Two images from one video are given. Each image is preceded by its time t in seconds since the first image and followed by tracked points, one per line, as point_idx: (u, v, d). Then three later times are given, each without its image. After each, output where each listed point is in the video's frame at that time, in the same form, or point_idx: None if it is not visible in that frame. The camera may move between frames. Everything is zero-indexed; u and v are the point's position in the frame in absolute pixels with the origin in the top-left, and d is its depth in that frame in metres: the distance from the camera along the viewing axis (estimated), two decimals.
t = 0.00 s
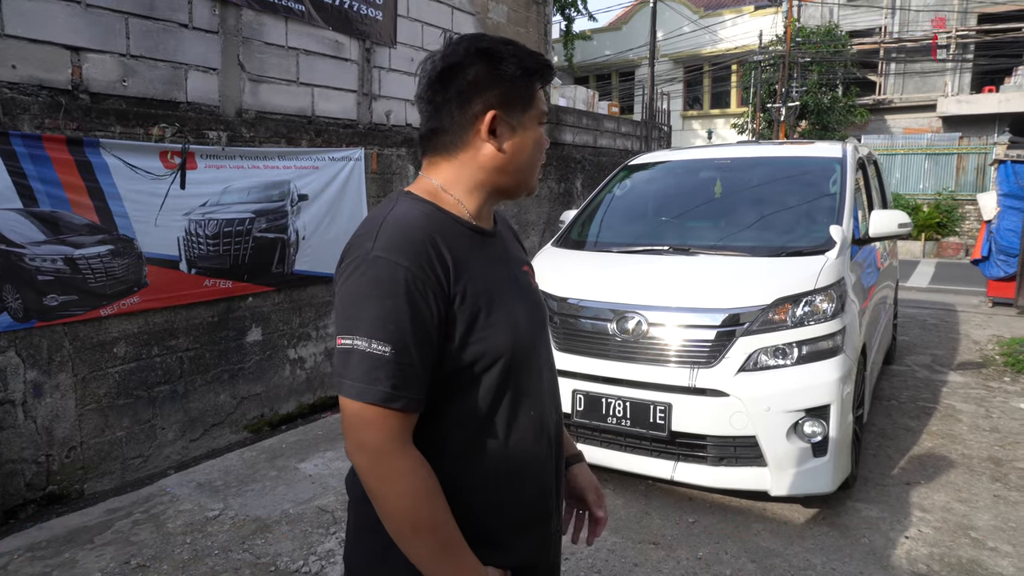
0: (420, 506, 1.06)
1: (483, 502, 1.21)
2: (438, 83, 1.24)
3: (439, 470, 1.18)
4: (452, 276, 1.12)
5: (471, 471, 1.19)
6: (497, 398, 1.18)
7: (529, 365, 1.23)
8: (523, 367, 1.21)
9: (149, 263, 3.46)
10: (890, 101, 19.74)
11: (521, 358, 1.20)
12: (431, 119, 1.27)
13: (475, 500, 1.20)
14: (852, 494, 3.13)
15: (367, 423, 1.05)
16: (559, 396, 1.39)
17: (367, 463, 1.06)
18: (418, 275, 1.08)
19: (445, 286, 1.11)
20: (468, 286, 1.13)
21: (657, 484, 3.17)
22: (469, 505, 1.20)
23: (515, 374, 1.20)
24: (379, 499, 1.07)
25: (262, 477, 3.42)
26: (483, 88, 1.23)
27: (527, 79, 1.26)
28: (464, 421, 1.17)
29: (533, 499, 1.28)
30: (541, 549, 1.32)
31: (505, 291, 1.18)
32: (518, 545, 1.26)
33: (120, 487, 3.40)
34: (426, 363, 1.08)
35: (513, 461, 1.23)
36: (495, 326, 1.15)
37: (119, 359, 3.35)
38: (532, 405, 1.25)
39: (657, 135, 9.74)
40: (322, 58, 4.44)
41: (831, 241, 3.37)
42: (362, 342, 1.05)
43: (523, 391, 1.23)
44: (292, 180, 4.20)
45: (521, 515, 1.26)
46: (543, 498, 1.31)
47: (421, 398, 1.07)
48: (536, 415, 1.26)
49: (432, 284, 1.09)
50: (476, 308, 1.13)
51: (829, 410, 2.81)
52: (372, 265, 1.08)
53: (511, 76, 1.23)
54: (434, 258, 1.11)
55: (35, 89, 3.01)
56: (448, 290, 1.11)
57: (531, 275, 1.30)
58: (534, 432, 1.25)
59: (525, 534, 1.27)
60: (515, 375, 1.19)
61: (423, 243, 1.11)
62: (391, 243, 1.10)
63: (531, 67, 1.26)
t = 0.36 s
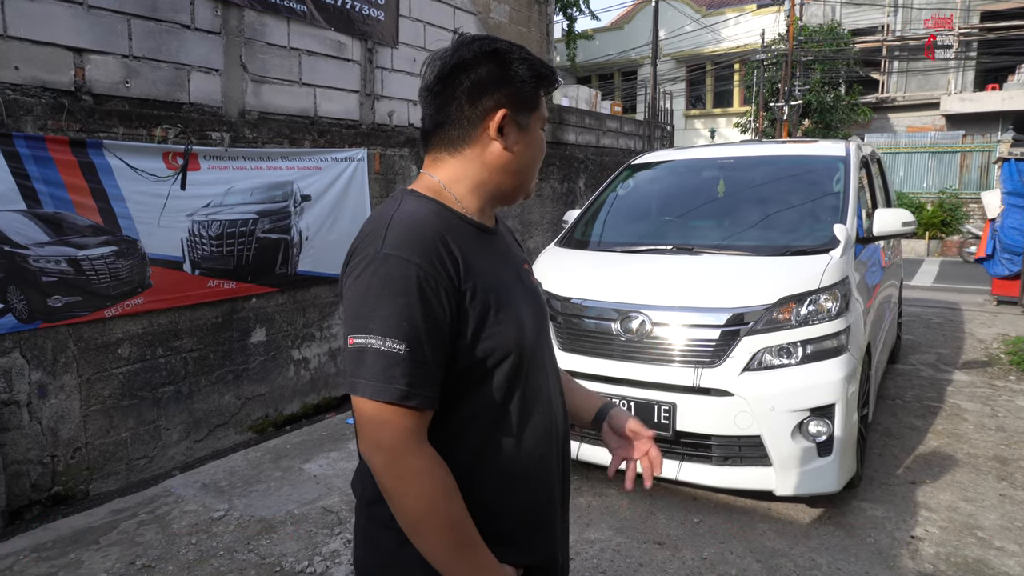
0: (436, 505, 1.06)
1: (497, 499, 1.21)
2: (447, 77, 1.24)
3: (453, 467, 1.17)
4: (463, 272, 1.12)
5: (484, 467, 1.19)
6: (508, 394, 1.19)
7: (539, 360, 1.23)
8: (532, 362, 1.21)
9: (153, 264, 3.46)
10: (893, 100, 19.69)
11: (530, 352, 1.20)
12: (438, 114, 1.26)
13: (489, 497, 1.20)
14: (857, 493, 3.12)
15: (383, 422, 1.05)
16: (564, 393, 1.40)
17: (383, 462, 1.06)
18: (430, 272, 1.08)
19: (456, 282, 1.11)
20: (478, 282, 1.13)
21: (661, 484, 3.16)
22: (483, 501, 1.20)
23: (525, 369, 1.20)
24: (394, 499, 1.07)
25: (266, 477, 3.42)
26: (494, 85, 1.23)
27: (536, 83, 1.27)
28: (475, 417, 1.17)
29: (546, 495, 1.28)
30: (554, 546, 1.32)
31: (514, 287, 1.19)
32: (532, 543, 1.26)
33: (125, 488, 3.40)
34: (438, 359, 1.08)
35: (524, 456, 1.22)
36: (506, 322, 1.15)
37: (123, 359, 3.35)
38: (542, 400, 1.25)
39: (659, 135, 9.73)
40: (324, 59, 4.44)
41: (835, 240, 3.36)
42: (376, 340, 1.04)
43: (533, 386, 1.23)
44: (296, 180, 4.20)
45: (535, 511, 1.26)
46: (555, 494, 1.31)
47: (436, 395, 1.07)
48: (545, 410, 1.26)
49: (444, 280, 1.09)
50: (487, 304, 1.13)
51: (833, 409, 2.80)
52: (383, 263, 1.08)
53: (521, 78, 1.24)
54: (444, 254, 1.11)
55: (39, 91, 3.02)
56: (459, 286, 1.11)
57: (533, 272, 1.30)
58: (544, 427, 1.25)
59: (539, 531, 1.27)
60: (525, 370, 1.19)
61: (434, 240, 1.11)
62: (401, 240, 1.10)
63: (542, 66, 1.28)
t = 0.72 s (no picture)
0: (445, 508, 1.05)
1: (508, 500, 1.21)
2: (455, 77, 1.24)
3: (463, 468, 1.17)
4: (471, 272, 1.12)
5: (495, 468, 1.19)
6: (519, 394, 1.18)
7: (550, 359, 1.22)
8: (543, 361, 1.20)
9: (161, 266, 3.48)
10: (900, 99, 19.59)
11: (542, 352, 1.19)
12: (446, 114, 1.26)
13: (500, 498, 1.20)
14: (867, 494, 3.10)
15: (391, 424, 1.05)
16: (579, 393, 1.38)
17: (391, 464, 1.06)
18: (437, 272, 1.08)
19: (465, 282, 1.11)
20: (487, 282, 1.13)
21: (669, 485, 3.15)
22: (493, 502, 1.20)
23: (537, 369, 1.19)
24: (402, 501, 1.06)
25: (274, 478, 3.43)
26: (502, 85, 1.23)
27: (545, 83, 1.27)
28: (486, 418, 1.17)
29: (559, 495, 1.27)
30: (567, 546, 1.31)
31: (524, 286, 1.18)
32: (543, 544, 1.26)
33: (133, 489, 3.41)
34: (447, 360, 1.08)
35: (536, 456, 1.22)
36: (515, 321, 1.15)
37: (132, 361, 3.37)
38: (554, 401, 1.24)
39: (665, 135, 9.70)
40: (330, 61, 4.46)
41: (843, 240, 3.34)
42: (383, 343, 1.05)
43: (544, 386, 1.22)
44: (302, 182, 4.22)
45: (547, 511, 1.26)
46: (567, 494, 1.30)
47: (445, 396, 1.07)
48: (558, 410, 1.25)
49: (452, 281, 1.09)
50: (496, 304, 1.13)
51: (842, 409, 2.79)
52: (390, 264, 1.08)
53: (530, 77, 1.24)
54: (453, 255, 1.11)
55: (48, 94, 3.04)
56: (468, 286, 1.11)
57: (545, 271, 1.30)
58: (556, 428, 1.25)
59: (551, 531, 1.27)
60: (535, 369, 1.19)
61: (441, 241, 1.11)
62: (408, 241, 1.10)
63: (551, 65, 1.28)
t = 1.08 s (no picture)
0: (447, 511, 1.06)
1: (512, 503, 1.21)
2: (462, 77, 1.24)
3: (466, 470, 1.18)
4: (474, 275, 1.12)
5: (498, 471, 1.19)
6: (522, 397, 1.18)
7: (554, 363, 1.22)
8: (546, 365, 1.20)
9: (164, 266, 3.48)
10: (903, 100, 19.55)
11: (546, 355, 1.19)
12: (453, 115, 1.26)
13: (503, 502, 1.20)
14: (868, 496, 3.10)
15: (392, 427, 1.05)
16: (585, 395, 1.38)
17: (392, 466, 1.06)
18: (440, 276, 1.08)
19: (468, 285, 1.11)
20: (490, 285, 1.13)
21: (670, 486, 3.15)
22: (495, 505, 1.20)
23: (540, 371, 1.19)
24: (403, 504, 1.06)
25: (275, 478, 3.44)
26: (508, 86, 1.23)
27: (552, 84, 1.26)
28: (488, 422, 1.17)
29: (563, 498, 1.27)
30: (569, 550, 1.31)
31: (528, 289, 1.18)
32: (545, 547, 1.26)
33: (135, 488, 3.42)
34: (450, 364, 1.08)
35: (539, 459, 1.22)
36: (518, 325, 1.14)
37: (134, 361, 3.37)
38: (558, 404, 1.23)
39: (667, 136, 9.70)
40: (333, 61, 4.46)
41: (846, 241, 3.33)
42: (383, 346, 1.05)
43: (548, 389, 1.21)
44: (304, 182, 4.22)
45: (551, 515, 1.26)
46: (571, 498, 1.30)
47: (446, 399, 1.07)
48: (562, 413, 1.25)
49: (454, 284, 1.09)
50: (499, 307, 1.13)
51: (844, 411, 2.78)
52: (392, 267, 1.08)
53: (537, 78, 1.24)
54: (455, 258, 1.11)
55: (51, 94, 3.05)
56: (470, 289, 1.11)
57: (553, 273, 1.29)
58: (560, 431, 1.24)
59: (555, 535, 1.27)
60: (539, 373, 1.18)
61: (444, 244, 1.11)
62: (411, 243, 1.10)
63: (559, 64, 1.27)
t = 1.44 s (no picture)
0: (442, 511, 1.06)
1: (507, 504, 1.21)
2: (467, 80, 1.25)
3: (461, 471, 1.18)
4: (470, 278, 1.12)
5: (494, 472, 1.19)
6: (518, 399, 1.18)
7: (550, 365, 1.22)
8: (543, 366, 1.20)
9: (161, 268, 3.49)
10: (902, 99, 19.56)
11: (542, 357, 1.19)
12: (455, 117, 1.27)
13: (498, 502, 1.21)
14: (866, 494, 3.10)
15: (386, 427, 1.05)
16: (582, 395, 1.38)
17: (386, 466, 1.06)
18: (435, 278, 1.08)
19: (463, 288, 1.11)
20: (486, 287, 1.13)
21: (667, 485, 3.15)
22: (491, 504, 1.20)
23: (536, 372, 1.19)
24: (398, 503, 1.07)
25: (274, 480, 3.44)
26: (510, 90, 1.23)
27: (557, 92, 1.26)
28: (484, 423, 1.17)
29: (559, 500, 1.27)
30: (565, 548, 1.31)
31: (524, 291, 1.18)
32: (541, 546, 1.26)
33: (134, 490, 3.42)
34: (445, 366, 1.08)
35: (535, 460, 1.22)
36: (514, 326, 1.15)
37: (132, 363, 3.38)
38: (555, 405, 1.24)
39: (666, 136, 9.71)
40: (331, 62, 4.46)
41: (842, 240, 3.34)
42: (378, 348, 1.05)
43: (544, 390, 1.21)
44: (302, 184, 4.22)
45: (547, 515, 1.26)
46: (568, 497, 1.30)
47: (440, 401, 1.07)
48: (559, 414, 1.25)
49: (450, 287, 1.09)
50: (495, 309, 1.13)
51: (841, 410, 2.78)
52: (388, 269, 1.08)
53: (539, 86, 1.24)
54: (451, 260, 1.11)
55: (49, 97, 3.05)
56: (466, 291, 1.11)
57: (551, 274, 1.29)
58: (556, 432, 1.24)
59: (551, 535, 1.27)
60: (535, 374, 1.19)
61: (440, 246, 1.11)
62: (407, 246, 1.10)
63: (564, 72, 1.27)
